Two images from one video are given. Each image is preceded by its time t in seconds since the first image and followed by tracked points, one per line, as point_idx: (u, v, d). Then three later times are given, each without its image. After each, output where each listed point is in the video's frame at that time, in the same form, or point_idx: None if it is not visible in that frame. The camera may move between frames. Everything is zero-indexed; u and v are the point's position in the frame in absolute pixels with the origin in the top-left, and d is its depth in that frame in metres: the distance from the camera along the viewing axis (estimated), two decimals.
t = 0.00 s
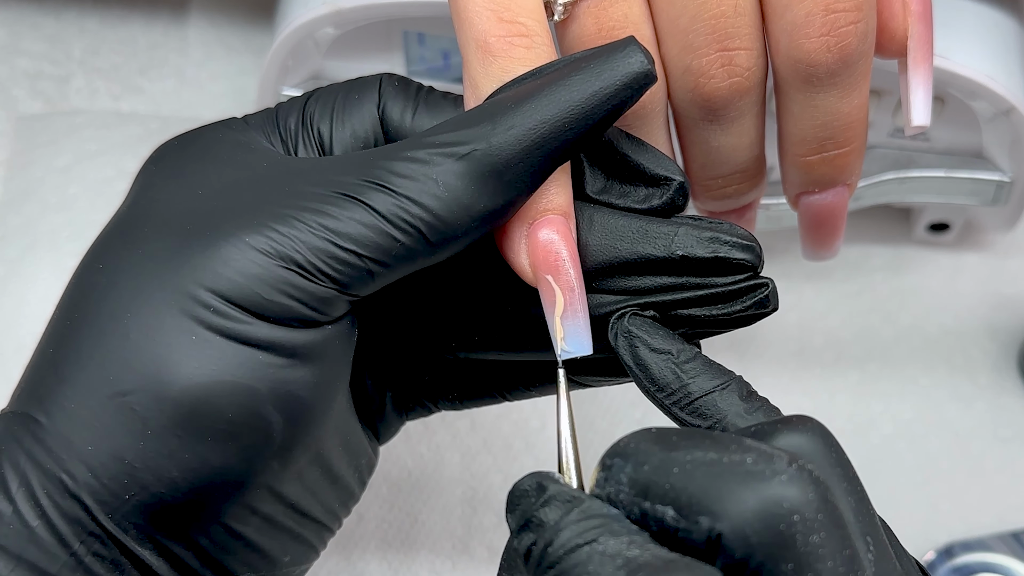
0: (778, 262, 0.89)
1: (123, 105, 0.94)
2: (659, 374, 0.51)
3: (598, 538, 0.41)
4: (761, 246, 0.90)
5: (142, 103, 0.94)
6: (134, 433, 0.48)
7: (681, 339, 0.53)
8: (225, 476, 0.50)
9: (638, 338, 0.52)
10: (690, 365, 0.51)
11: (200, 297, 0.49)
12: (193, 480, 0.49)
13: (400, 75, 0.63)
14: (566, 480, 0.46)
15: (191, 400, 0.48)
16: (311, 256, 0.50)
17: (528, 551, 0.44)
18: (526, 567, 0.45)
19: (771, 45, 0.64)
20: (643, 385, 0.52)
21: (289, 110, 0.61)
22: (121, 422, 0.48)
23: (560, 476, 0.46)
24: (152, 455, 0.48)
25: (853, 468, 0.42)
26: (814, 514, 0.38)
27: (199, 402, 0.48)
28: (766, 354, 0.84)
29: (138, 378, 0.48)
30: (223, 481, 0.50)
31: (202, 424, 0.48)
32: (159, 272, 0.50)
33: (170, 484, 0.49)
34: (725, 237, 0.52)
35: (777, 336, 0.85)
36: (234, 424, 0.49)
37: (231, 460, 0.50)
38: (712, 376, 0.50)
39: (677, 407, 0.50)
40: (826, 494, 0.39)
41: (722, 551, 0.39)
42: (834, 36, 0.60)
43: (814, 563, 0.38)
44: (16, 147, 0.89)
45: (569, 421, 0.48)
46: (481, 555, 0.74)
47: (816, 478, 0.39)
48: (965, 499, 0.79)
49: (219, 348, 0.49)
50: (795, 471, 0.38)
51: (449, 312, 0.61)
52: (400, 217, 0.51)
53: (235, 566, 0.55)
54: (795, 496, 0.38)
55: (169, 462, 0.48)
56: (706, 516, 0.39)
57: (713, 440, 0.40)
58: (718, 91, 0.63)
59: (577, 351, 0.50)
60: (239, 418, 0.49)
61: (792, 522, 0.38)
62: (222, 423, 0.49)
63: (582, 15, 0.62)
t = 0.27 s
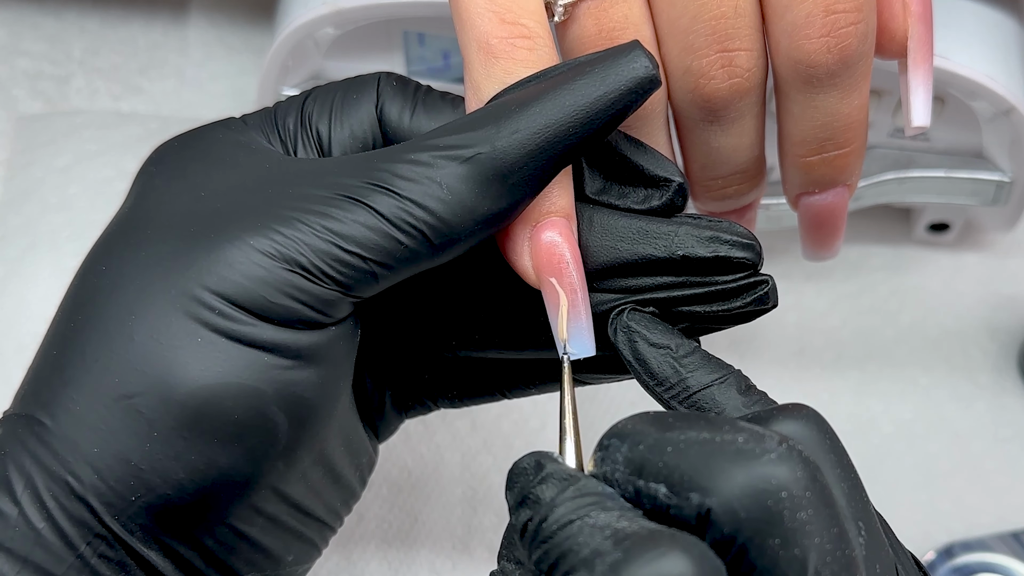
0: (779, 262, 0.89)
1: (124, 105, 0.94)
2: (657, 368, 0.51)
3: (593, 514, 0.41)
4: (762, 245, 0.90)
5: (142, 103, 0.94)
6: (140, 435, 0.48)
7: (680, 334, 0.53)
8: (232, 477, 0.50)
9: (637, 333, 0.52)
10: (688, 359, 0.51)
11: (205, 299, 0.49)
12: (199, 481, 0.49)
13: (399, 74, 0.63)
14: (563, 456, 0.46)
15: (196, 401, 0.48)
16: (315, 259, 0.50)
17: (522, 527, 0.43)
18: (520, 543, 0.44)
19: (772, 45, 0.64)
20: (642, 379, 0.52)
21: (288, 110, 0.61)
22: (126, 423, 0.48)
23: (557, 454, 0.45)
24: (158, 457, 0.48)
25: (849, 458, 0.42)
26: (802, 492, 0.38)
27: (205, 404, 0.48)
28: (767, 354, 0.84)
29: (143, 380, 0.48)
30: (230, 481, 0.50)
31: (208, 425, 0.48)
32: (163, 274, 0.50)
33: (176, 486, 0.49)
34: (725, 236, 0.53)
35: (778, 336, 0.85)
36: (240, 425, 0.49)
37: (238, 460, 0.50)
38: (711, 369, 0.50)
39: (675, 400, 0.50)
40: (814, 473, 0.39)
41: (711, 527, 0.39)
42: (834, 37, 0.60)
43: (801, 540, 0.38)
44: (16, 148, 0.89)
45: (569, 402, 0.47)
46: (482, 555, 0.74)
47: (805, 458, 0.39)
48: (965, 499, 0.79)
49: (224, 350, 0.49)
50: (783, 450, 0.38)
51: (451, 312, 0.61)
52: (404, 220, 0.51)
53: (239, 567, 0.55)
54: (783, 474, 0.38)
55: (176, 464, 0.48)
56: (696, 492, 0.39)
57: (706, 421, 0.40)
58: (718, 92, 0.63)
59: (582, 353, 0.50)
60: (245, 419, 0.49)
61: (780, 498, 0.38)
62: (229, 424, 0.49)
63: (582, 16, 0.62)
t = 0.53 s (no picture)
0: (779, 261, 0.89)
1: (123, 105, 0.94)
2: (655, 367, 0.51)
3: (589, 510, 0.41)
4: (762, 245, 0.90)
5: (142, 103, 0.94)
6: (141, 434, 0.48)
7: (679, 333, 0.53)
8: (232, 476, 0.50)
9: (635, 331, 0.52)
10: (686, 358, 0.51)
11: (205, 299, 0.49)
12: (199, 480, 0.49)
13: (398, 74, 0.63)
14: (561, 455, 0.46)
15: (197, 401, 0.48)
16: (315, 258, 0.50)
17: (519, 527, 0.43)
18: (517, 542, 0.44)
19: (772, 45, 0.64)
20: (640, 378, 0.52)
21: (288, 110, 0.61)
22: (127, 423, 0.48)
23: (555, 453, 0.44)
24: (159, 456, 0.48)
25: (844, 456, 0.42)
26: (795, 486, 0.38)
27: (205, 403, 0.48)
28: (767, 353, 0.84)
29: (144, 379, 0.48)
30: (229, 480, 0.50)
31: (208, 425, 0.48)
32: (163, 274, 0.50)
33: (177, 485, 0.49)
34: (724, 235, 0.52)
35: (778, 336, 0.85)
36: (240, 424, 0.49)
37: (239, 460, 0.50)
38: (709, 368, 0.50)
39: (674, 399, 0.50)
40: (808, 468, 0.39)
41: (705, 523, 0.39)
42: (834, 36, 0.60)
43: (794, 534, 0.38)
44: (16, 147, 0.89)
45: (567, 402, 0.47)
46: (482, 554, 0.74)
47: (799, 453, 0.39)
48: (965, 499, 0.79)
49: (225, 349, 0.49)
50: (777, 445, 0.38)
51: (451, 312, 0.61)
52: (403, 220, 0.51)
53: (239, 566, 0.55)
54: (777, 468, 0.38)
55: (176, 463, 0.48)
56: (690, 487, 0.39)
57: (701, 417, 0.40)
58: (718, 92, 0.63)
59: (582, 354, 0.50)
60: (245, 419, 0.49)
61: (773, 493, 0.38)
62: (229, 424, 0.49)
63: (582, 16, 0.62)
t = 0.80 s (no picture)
0: (778, 262, 0.89)
1: (123, 105, 0.94)
2: (655, 369, 0.51)
3: (586, 516, 0.41)
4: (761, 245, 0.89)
5: (142, 103, 0.94)
6: (140, 434, 0.48)
7: (678, 335, 0.53)
8: (232, 476, 0.50)
9: (635, 333, 0.52)
10: (685, 360, 0.51)
11: (205, 299, 0.49)
12: (199, 480, 0.49)
13: (398, 74, 0.63)
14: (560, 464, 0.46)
15: (196, 401, 0.48)
16: (314, 258, 0.50)
17: (518, 535, 0.43)
18: (516, 551, 0.44)
19: (772, 45, 0.64)
20: (639, 380, 0.52)
21: (288, 110, 0.61)
22: (126, 423, 0.48)
23: (553, 463, 0.45)
24: (158, 456, 0.48)
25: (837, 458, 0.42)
26: (787, 488, 0.38)
27: (204, 403, 0.48)
28: (767, 353, 0.84)
29: (144, 379, 0.48)
30: (228, 481, 0.50)
31: (208, 424, 0.48)
32: (163, 274, 0.50)
33: (176, 485, 0.49)
34: (723, 235, 0.52)
35: (778, 336, 0.85)
36: (239, 424, 0.49)
37: (238, 460, 0.50)
38: (708, 370, 0.50)
39: (674, 401, 0.50)
40: (799, 471, 0.39)
41: (699, 527, 0.39)
42: (834, 36, 0.60)
43: (787, 536, 0.38)
44: (16, 147, 0.89)
45: (564, 416, 0.48)
46: (482, 554, 0.74)
47: (790, 456, 0.39)
48: (965, 499, 0.79)
49: (224, 349, 0.49)
50: (768, 448, 0.39)
51: (450, 312, 0.61)
52: (403, 219, 0.51)
53: (239, 566, 0.55)
54: (768, 472, 0.38)
55: (176, 463, 0.48)
56: (683, 493, 0.39)
57: (693, 424, 0.40)
58: (718, 92, 0.63)
59: (581, 353, 0.50)
60: (245, 419, 0.49)
61: (765, 496, 0.38)
62: (229, 424, 0.49)
63: (582, 16, 0.62)
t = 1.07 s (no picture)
0: (778, 262, 0.89)
1: (123, 105, 0.94)
2: (658, 373, 0.51)
3: (601, 530, 0.41)
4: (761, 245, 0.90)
5: (142, 103, 0.94)
6: (141, 435, 0.48)
7: (682, 340, 0.53)
8: (232, 477, 0.50)
9: (638, 338, 0.52)
10: (688, 364, 0.51)
11: (206, 300, 0.49)
12: (199, 481, 0.49)
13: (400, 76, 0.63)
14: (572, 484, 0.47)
15: (198, 401, 0.48)
16: (315, 259, 0.50)
17: (530, 554, 0.43)
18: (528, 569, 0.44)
19: (772, 45, 0.64)
20: (642, 384, 0.52)
21: (289, 111, 0.61)
22: (127, 423, 0.48)
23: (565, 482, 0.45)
24: (158, 456, 0.48)
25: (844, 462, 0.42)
26: (796, 496, 0.38)
27: (205, 403, 0.48)
28: (767, 353, 0.84)
29: (145, 380, 0.48)
30: (228, 482, 0.50)
31: (208, 425, 0.48)
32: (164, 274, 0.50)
33: (176, 485, 0.49)
34: (724, 238, 0.52)
35: (778, 336, 0.85)
36: (240, 425, 0.49)
37: (238, 461, 0.50)
38: (711, 375, 0.50)
39: (677, 406, 0.50)
40: (807, 478, 0.39)
41: (711, 538, 0.39)
42: (835, 37, 0.60)
43: (798, 544, 0.38)
44: (16, 147, 0.89)
45: (576, 439, 0.48)
46: (482, 555, 0.74)
47: (797, 462, 0.39)
48: (965, 499, 0.79)
49: (225, 350, 0.49)
50: (775, 457, 0.39)
51: (451, 313, 0.61)
52: (403, 220, 0.51)
53: (240, 567, 0.55)
54: (775, 480, 0.38)
55: (176, 463, 0.48)
56: (692, 505, 0.39)
57: (698, 437, 0.40)
58: (718, 92, 0.63)
59: (580, 355, 0.50)
60: (245, 420, 0.49)
61: (773, 505, 0.38)
62: (229, 425, 0.49)
63: (583, 17, 0.62)
